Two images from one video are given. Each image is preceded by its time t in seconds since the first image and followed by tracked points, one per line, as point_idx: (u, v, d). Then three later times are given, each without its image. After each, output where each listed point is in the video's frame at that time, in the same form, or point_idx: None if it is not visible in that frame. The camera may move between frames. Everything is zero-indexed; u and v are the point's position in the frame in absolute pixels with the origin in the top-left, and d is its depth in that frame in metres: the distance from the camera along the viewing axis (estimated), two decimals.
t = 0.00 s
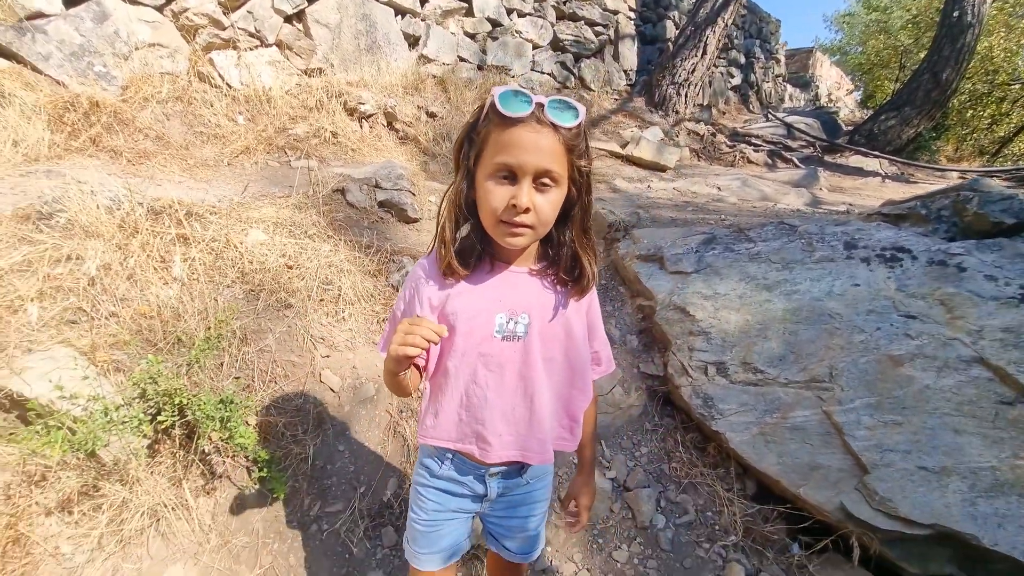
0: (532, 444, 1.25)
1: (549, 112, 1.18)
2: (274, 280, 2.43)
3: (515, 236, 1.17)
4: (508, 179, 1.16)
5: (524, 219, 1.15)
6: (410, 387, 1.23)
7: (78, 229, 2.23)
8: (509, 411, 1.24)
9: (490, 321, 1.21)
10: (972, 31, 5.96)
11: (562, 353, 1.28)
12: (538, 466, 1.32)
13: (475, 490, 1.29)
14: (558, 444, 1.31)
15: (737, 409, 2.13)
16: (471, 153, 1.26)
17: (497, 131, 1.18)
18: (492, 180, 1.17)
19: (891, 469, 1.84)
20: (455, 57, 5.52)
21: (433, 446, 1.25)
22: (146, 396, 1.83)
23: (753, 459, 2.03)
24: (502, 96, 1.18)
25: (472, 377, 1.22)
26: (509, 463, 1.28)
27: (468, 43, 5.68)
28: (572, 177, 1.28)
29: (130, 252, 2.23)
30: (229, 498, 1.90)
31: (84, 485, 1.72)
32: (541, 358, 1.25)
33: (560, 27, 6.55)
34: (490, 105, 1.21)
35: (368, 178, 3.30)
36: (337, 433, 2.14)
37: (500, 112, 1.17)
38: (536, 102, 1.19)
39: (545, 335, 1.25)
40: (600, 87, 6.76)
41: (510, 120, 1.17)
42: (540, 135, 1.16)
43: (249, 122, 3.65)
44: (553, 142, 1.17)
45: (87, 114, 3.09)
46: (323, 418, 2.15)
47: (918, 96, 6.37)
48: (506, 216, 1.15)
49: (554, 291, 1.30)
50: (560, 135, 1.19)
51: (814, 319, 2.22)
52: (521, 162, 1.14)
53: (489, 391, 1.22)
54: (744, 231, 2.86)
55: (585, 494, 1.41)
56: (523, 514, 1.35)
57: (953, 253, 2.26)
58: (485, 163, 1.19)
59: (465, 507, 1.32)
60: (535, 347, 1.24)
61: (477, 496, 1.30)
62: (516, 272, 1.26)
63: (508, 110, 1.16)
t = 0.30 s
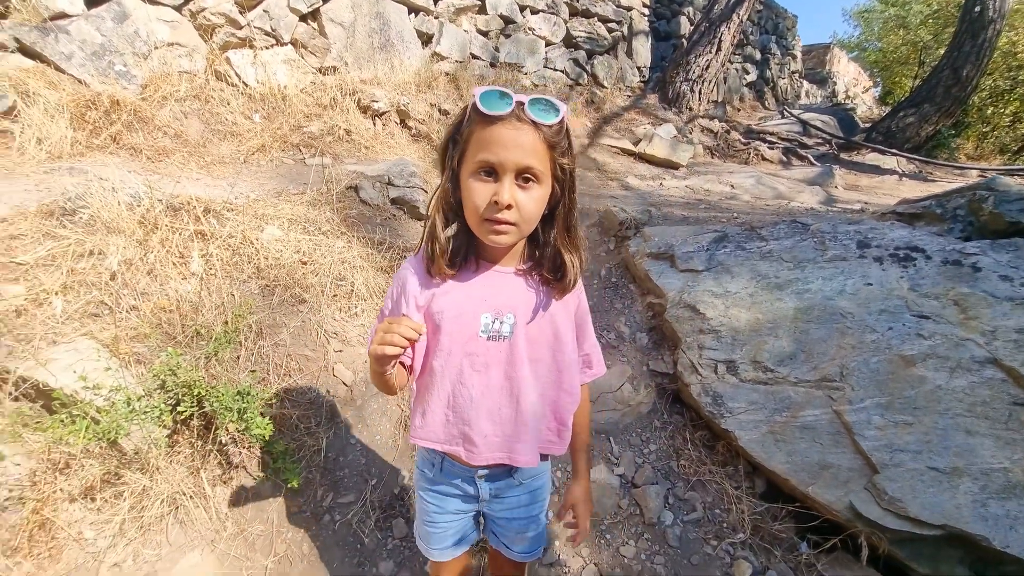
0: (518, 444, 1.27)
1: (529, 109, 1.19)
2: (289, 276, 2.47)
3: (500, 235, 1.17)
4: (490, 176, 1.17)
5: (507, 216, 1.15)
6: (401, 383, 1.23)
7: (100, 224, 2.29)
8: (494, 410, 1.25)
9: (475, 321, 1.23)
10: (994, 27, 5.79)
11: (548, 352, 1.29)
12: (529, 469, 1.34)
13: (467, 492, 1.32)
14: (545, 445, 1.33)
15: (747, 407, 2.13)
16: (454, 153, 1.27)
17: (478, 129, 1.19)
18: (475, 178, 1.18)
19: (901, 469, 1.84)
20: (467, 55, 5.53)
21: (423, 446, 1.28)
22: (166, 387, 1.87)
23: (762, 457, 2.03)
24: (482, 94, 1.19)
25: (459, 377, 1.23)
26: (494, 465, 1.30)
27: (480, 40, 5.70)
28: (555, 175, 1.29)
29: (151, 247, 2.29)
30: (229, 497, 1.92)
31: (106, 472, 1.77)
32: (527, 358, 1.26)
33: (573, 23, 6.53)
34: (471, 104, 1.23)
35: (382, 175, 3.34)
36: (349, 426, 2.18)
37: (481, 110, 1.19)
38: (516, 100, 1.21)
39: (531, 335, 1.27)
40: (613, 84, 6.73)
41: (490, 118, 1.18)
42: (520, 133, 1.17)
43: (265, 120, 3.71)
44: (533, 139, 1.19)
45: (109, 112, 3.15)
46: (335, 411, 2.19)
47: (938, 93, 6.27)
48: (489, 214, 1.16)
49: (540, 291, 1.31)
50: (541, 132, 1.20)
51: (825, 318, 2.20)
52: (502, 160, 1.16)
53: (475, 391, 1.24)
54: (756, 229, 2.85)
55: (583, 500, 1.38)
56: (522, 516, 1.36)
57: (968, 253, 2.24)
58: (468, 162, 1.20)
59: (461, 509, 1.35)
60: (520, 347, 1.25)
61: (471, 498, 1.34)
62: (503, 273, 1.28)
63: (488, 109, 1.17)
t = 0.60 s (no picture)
0: (515, 437, 1.28)
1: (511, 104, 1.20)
2: (306, 270, 2.52)
3: (489, 230, 1.19)
4: (477, 173, 1.19)
5: (495, 211, 1.17)
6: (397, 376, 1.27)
7: (127, 219, 2.37)
8: (489, 404, 1.27)
9: (470, 315, 1.25)
10: None
11: (543, 345, 1.30)
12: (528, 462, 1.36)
13: (466, 487, 1.34)
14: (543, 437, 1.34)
15: (759, 405, 2.12)
16: (442, 151, 1.29)
17: (462, 127, 1.21)
18: (462, 175, 1.20)
19: (916, 469, 1.83)
20: (483, 52, 5.56)
21: (422, 440, 1.30)
22: (189, 376, 1.93)
23: (774, 455, 2.02)
24: (464, 92, 1.21)
25: (454, 372, 1.26)
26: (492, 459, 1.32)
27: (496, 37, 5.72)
28: (542, 168, 1.29)
29: (174, 241, 2.36)
30: (246, 481, 1.97)
31: (131, 458, 1.83)
32: (521, 352, 1.27)
33: (589, 19, 6.49)
34: (454, 103, 1.24)
35: (397, 172, 3.38)
36: (363, 418, 2.23)
37: (463, 108, 1.20)
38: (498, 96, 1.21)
39: (526, 329, 1.28)
40: (630, 80, 6.70)
41: (473, 116, 1.19)
42: (504, 127, 1.18)
43: (284, 117, 3.77)
44: (516, 134, 1.19)
45: (134, 109, 3.24)
46: (350, 404, 2.23)
47: (964, 89, 6.12)
48: (477, 210, 1.18)
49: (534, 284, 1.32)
50: (524, 126, 1.21)
51: (840, 317, 2.18)
52: (487, 156, 1.17)
53: (470, 385, 1.26)
54: (772, 226, 2.82)
55: (572, 497, 1.39)
56: (521, 510, 1.38)
57: (989, 252, 2.21)
58: (454, 161, 1.22)
59: (461, 503, 1.37)
60: (514, 340, 1.26)
61: (471, 493, 1.36)
62: (497, 269, 1.30)
63: (471, 105, 1.18)
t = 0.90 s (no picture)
0: (510, 431, 1.29)
1: (501, 99, 1.19)
2: (309, 265, 2.53)
3: (482, 228, 1.19)
4: (469, 170, 1.18)
5: (488, 208, 1.17)
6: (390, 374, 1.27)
7: (131, 213, 2.38)
8: (484, 400, 1.28)
9: (463, 312, 1.25)
10: None
11: (537, 339, 1.31)
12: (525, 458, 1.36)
13: (462, 483, 1.35)
14: (539, 430, 1.36)
15: (760, 402, 2.12)
16: (431, 147, 1.28)
17: (452, 123, 1.19)
18: (453, 173, 1.19)
19: (917, 467, 1.82)
20: (486, 47, 5.56)
21: (418, 438, 1.31)
22: (193, 370, 1.94)
23: (775, 452, 2.02)
24: (453, 87, 1.19)
25: (449, 370, 1.26)
26: (490, 455, 1.32)
27: (499, 33, 5.72)
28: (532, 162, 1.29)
29: (178, 236, 2.37)
30: (249, 475, 1.98)
31: (136, 450, 1.85)
32: (515, 347, 1.28)
33: (592, 16, 6.47)
34: (443, 98, 1.22)
35: (400, 168, 3.38)
36: (365, 413, 2.24)
37: (452, 104, 1.18)
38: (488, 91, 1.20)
39: (520, 324, 1.28)
40: (633, 76, 6.68)
41: (463, 112, 1.18)
42: (495, 124, 1.18)
43: (287, 113, 3.78)
44: (507, 129, 1.19)
45: (139, 104, 3.24)
46: (352, 399, 2.24)
47: (971, 86, 6.08)
48: (470, 208, 1.17)
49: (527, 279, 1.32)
50: (515, 122, 1.20)
51: (843, 315, 2.18)
52: (478, 153, 1.16)
53: (464, 382, 1.26)
54: (775, 224, 2.81)
55: (576, 487, 1.43)
56: (518, 507, 1.39)
57: (994, 250, 2.20)
58: (445, 157, 1.21)
59: (458, 500, 1.38)
60: (508, 336, 1.26)
61: (468, 490, 1.37)
62: (490, 265, 1.30)
63: (462, 101, 1.17)
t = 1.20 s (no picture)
0: (500, 427, 1.30)
1: (489, 95, 1.20)
2: (307, 262, 2.54)
3: (469, 224, 1.20)
4: (456, 165, 1.19)
5: (475, 204, 1.18)
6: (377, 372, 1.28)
7: (130, 211, 2.39)
8: (474, 395, 1.29)
9: (451, 308, 1.25)
10: None
11: (525, 335, 1.32)
12: (516, 454, 1.38)
13: (454, 480, 1.35)
14: (528, 427, 1.37)
15: (757, 399, 2.13)
16: (418, 143, 1.28)
17: (440, 119, 1.20)
18: (440, 169, 1.20)
19: (912, 463, 1.83)
20: (485, 45, 5.56)
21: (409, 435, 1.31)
22: (191, 366, 1.95)
23: (771, 449, 2.03)
24: (441, 83, 1.19)
25: (438, 366, 1.26)
26: (482, 451, 1.34)
27: (498, 31, 5.72)
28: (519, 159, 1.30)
29: (177, 233, 2.37)
30: (246, 472, 1.99)
31: (135, 445, 1.86)
32: (504, 342, 1.28)
33: (592, 14, 6.47)
34: (430, 93, 1.23)
35: (398, 166, 3.39)
36: (362, 409, 2.24)
37: (440, 99, 1.19)
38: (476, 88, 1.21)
39: (509, 319, 1.29)
40: (633, 74, 6.68)
41: (450, 107, 1.18)
42: (482, 120, 1.18)
43: (286, 111, 3.78)
44: (494, 125, 1.19)
45: (138, 102, 3.25)
46: (350, 396, 2.25)
47: (971, 84, 6.07)
48: (457, 203, 1.18)
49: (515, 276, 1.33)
50: (501, 118, 1.21)
51: (839, 312, 2.18)
52: (465, 148, 1.17)
53: (454, 377, 1.27)
54: (772, 221, 2.82)
55: (563, 484, 1.45)
56: (510, 503, 1.40)
57: (990, 247, 2.20)
58: (432, 152, 1.21)
59: (450, 497, 1.39)
60: (497, 331, 1.27)
61: (460, 487, 1.37)
62: (479, 261, 1.30)
63: (449, 97, 1.18)
